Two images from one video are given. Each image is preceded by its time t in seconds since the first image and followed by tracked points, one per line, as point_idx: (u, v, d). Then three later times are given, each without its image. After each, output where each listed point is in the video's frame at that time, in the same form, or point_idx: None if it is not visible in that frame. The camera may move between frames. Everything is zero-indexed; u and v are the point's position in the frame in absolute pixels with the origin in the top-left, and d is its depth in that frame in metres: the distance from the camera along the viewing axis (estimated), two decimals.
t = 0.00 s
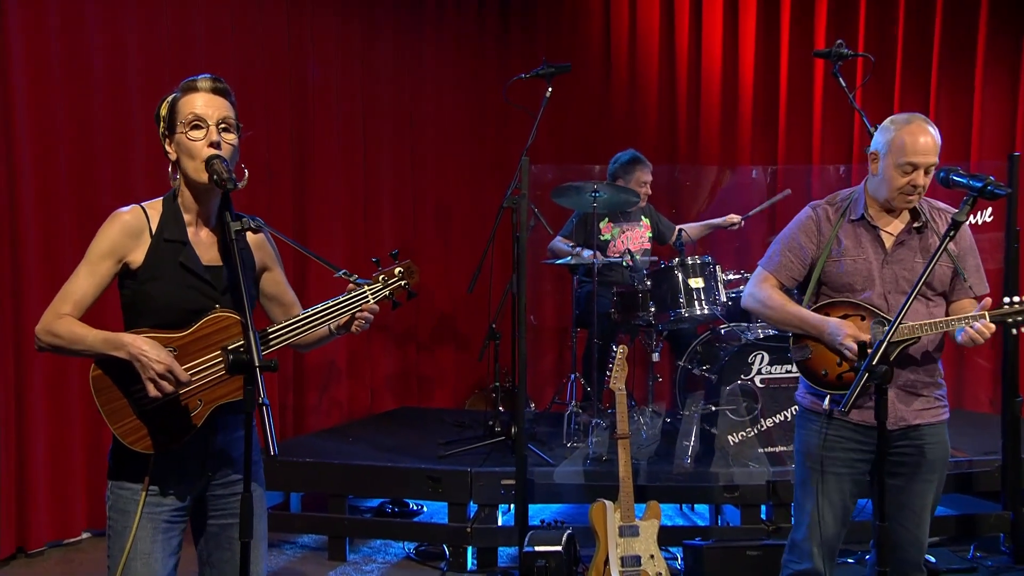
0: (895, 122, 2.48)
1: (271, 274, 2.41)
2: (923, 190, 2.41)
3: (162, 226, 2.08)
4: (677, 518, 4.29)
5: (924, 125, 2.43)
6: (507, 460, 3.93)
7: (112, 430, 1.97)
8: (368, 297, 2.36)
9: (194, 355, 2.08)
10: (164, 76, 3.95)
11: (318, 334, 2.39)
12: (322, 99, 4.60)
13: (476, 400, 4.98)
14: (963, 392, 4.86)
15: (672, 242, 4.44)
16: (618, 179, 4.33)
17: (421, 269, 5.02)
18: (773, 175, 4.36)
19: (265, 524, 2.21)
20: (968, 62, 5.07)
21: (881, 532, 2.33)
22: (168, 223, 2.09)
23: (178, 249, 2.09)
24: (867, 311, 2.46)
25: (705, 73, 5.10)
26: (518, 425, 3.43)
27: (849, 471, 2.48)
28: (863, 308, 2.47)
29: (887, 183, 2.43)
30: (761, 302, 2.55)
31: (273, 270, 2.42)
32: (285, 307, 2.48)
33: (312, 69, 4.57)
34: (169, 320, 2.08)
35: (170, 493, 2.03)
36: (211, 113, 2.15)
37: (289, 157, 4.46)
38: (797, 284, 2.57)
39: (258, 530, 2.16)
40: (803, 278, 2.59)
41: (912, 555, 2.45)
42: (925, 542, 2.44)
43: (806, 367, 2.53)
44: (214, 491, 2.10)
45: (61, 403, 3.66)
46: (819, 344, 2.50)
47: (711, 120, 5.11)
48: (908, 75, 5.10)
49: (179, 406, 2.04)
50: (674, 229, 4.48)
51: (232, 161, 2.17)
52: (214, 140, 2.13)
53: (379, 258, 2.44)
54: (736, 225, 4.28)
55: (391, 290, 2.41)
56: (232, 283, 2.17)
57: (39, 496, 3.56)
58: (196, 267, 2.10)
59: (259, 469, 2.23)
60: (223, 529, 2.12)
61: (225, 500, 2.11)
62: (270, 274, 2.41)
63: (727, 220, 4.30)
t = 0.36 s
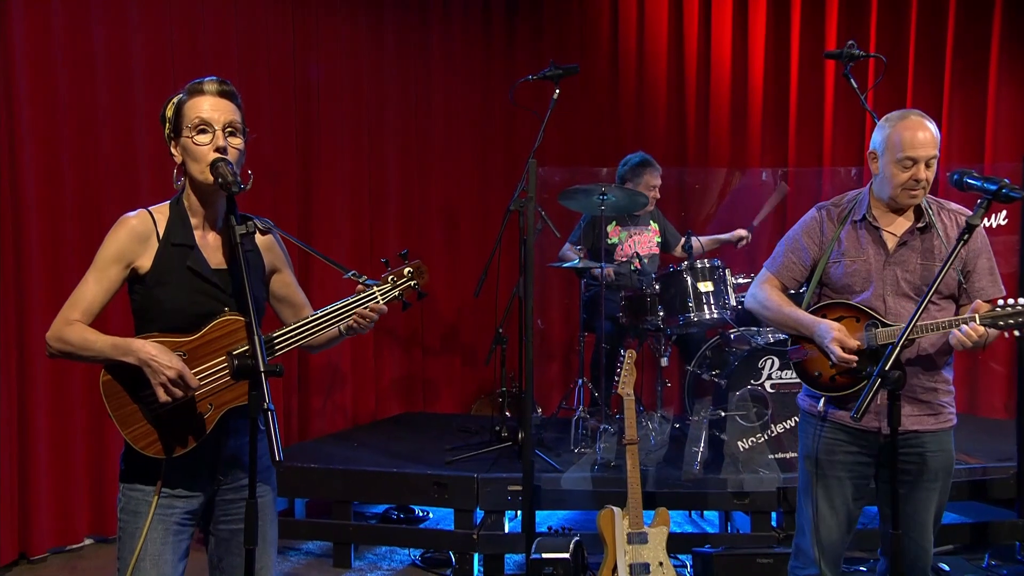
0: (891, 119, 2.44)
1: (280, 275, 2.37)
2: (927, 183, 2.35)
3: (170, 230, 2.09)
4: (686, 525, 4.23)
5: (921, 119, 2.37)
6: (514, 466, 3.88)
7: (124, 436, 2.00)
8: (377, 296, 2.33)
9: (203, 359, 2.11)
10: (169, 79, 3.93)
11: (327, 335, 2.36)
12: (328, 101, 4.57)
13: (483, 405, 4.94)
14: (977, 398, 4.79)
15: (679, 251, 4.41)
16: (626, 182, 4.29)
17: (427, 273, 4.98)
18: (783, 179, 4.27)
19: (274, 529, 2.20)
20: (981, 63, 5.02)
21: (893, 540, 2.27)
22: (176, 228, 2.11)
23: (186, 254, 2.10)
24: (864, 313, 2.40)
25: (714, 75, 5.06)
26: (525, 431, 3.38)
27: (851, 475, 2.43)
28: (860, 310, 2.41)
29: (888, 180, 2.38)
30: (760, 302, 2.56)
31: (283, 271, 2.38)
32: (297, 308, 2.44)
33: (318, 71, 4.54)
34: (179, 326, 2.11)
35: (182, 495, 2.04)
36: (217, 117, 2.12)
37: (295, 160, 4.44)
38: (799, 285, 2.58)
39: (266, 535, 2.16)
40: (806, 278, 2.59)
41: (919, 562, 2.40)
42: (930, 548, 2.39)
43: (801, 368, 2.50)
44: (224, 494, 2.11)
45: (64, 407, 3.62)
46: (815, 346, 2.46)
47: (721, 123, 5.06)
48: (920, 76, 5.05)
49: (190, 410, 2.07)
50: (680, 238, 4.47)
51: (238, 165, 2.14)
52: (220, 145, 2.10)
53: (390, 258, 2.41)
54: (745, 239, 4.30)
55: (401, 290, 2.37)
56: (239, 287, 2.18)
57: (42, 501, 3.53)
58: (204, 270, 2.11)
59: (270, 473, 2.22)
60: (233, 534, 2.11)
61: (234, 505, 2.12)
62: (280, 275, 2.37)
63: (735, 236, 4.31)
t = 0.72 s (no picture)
0: (883, 121, 2.40)
1: (284, 282, 2.35)
2: (913, 187, 2.30)
3: (172, 237, 2.06)
4: (695, 532, 4.18)
5: (911, 122, 2.33)
6: (521, 473, 3.83)
7: (124, 446, 1.97)
8: (381, 304, 2.28)
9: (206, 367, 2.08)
10: (174, 82, 3.91)
11: (334, 343, 2.33)
12: (335, 104, 4.54)
13: (489, 411, 4.90)
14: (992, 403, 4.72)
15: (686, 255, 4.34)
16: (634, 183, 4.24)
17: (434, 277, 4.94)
18: (793, 182, 4.25)
19: (279, 538, 2.17)
20: (995, 64, 4.96)
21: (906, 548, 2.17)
22: (179, 235, 2.07)
23: (188, 261, 2.07)
24: (854, 318, 2.37)
25: (724, 76, 5.01)
26: (532, 437, 3.33)
27: (847, 482, 2.35)
28: (850, 315, 2.37)
29: (875, 183, 2.34)
30: (750, 310, 2.49)
31: (287, 278, 2.35)
32: (301, 316, 2.40)
33: (324, 74, 4.51)
34: (181, 334, 2.07)
35: (184, 505, 2.01)
36: (222, 123, 2.08)
37: (300, 163, 4.41)
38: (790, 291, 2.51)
39: (271, 544, 2.13)
40: (796, 284, 2.53)
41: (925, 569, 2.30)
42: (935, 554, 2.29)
43: (791, 373, 2.45)
44: (228, 504, 2.07)
45: (67, 413, 3.60)
46: (806, 352, 2.42)
47: (731, 125, 5.01)
48: (933, 77, 4.99)
49: (191, 419, 2.04)
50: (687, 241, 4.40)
51: (244, 171, 2.11)
52: (225, 151, 2.07)
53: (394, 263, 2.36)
54: (747, 247, 4.19)
55: (406, 297, 2.34)
56: (243, 294, 2.14)
57: (45, 507, 3.51)
58: (207, 278, 2.07)
59: (275, 481, 2.19)
60: (238, 545, 2.07)
61: (237, 515, 2.08)
62: (284, 282, 2.35)
63: (739, 242, 4.21)
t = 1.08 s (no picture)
0: (863, 121, 2.38)
1: (290, 287, 2.31)
2: (906, 183, 2.28)
3: (179, 240, 2.03)
4: (707, 540, 4.13)
5: (895, 120, 2.32)
6: (530, 479, 3.78)
7: (130, 451, 1.94)
8: (390, 309, 2.23)
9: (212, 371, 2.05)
10: (180, 85, 3.88)
11: (339, 349, 2.31)
12: (342, 108, 4.51)
13: (498, 416, 4.85)
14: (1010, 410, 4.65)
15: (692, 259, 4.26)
16: (642, 186, 4.16)
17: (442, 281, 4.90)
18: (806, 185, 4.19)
19: (284, 546, 2.13)
20: (1012, 66, 4.89)
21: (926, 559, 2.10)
22: (185, 237, 2.04)
23: (195, 264, 2.03)
24: (853, 319, 2.29)
25: (735, 78, 4.96)
26: (542, 443, 3.28)
27: (845, 492, 2.29)
28: (848, 317, 2.29)
29: (867, 182, 2.29)
30: (740, 316, 2.39)
31: (293, 283, 2.31)
32: (306, 322, 2.37)
33: (331, 77, 4.48)
34: (187, 337, 2.04)
35: (189, 513, 1.98)
36: (226, 123, 2.05)
37: (307, 166, 4.38)
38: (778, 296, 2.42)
39: (275, 552, 2.09)
40: (784, 289, 2.44)
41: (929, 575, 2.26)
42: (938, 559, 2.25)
43: (790, 381, 2.36)
44: (233, 513, 2.03)
45: (72, 418, 3.57)
46: (805, 358, 2.33)
47: (743, 128, 4.96)
48: (948, 79, 4.93)
49: (197, 423, 2.01)
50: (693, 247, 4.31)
51: (250, 172, 2.07)
52: (230, 151, 2.03)
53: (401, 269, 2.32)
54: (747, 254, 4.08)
55: (413, 301, 2.26)
56: (250, 298, 2.11)
57: (50, 514, 3.48)
58: (213, 282, 2.04)
59: (279, 488, 2.15)
60: (242, 553, 2.03)
61: (242, 523, 2.04)
62: (290, 287, 2.31)
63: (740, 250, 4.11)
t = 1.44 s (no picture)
0: (865, 126, 2.32)
1: (296, 290, 2.28)
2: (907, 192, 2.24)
3: (185, 244, 2.00)
4: (719, 549, 4.07)
5: (898, 127, 2.28)
6: (539, 487, 3.73)
7: (138, 456, 1.91)
8: (398, 308, 2.21)
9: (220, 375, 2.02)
10: (187, 89, 3.86)
11: (346, 351, 2.27)
12: (351, 112, 4.49)
13: (506, 423, 4.81)
14: None
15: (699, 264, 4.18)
16: (652, 190, 4.09)
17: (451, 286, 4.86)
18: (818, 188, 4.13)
19: (290, 553, 2.10)
20: None
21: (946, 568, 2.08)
22: (191, 241, 2.01)
23: (201, 267, 2.00)
24: (870, 330, 2.23)
25: (747, 81, 4.91)
26: (551, 451, 3.24)
27: (861, 505, 2.22)
28: (864, 327, 2.23)
29: (869, 190, 2.24)
30: (751, 331, 2.25)
31: (299, 286, 2.28)
32: (312, 325, 2.33)
33: (339, 82, 4.46)
34: (194, 340, 2.01)
35: (197, 520, 1.94)
36: (231, 124, 2.02)
37: (314, 170, 4.35)
38: (782, 308, 2.31)
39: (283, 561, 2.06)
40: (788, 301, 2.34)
41: None
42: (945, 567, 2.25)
43: (810, 398, 2.23)
44: (240, 519, 2.00)
45: (78, 425, 3.55)
46: (824, 371, 2.23)
47: (755, 131, 4.91)
48: (964, 81, 4.87)
49: (205, 427, 1.98)
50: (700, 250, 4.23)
51: (256, 172, 2.04)
52: (235, 151, 2.00)
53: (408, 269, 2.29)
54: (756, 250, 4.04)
55: (421, 301, 2.26)
56: (258, 301, 2.08)
57: (55, 521, 3.45)
58: (220, 285, 2.01)
59: (286, 494, 2.12)
60: (248, 561, 2.00)
61: (250, 530, 2.01)
62: (296, 291, 2.28)
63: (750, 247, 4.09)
